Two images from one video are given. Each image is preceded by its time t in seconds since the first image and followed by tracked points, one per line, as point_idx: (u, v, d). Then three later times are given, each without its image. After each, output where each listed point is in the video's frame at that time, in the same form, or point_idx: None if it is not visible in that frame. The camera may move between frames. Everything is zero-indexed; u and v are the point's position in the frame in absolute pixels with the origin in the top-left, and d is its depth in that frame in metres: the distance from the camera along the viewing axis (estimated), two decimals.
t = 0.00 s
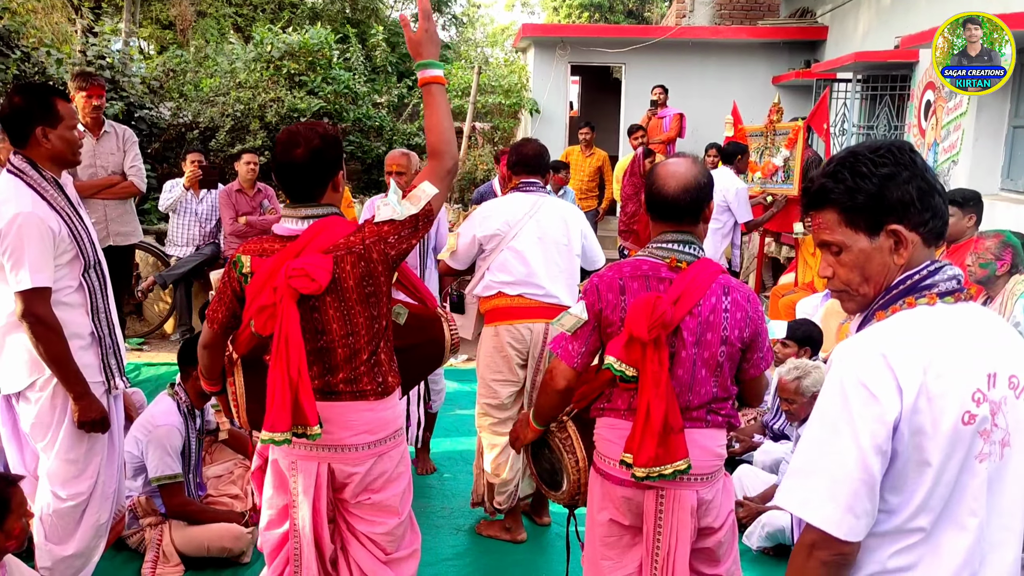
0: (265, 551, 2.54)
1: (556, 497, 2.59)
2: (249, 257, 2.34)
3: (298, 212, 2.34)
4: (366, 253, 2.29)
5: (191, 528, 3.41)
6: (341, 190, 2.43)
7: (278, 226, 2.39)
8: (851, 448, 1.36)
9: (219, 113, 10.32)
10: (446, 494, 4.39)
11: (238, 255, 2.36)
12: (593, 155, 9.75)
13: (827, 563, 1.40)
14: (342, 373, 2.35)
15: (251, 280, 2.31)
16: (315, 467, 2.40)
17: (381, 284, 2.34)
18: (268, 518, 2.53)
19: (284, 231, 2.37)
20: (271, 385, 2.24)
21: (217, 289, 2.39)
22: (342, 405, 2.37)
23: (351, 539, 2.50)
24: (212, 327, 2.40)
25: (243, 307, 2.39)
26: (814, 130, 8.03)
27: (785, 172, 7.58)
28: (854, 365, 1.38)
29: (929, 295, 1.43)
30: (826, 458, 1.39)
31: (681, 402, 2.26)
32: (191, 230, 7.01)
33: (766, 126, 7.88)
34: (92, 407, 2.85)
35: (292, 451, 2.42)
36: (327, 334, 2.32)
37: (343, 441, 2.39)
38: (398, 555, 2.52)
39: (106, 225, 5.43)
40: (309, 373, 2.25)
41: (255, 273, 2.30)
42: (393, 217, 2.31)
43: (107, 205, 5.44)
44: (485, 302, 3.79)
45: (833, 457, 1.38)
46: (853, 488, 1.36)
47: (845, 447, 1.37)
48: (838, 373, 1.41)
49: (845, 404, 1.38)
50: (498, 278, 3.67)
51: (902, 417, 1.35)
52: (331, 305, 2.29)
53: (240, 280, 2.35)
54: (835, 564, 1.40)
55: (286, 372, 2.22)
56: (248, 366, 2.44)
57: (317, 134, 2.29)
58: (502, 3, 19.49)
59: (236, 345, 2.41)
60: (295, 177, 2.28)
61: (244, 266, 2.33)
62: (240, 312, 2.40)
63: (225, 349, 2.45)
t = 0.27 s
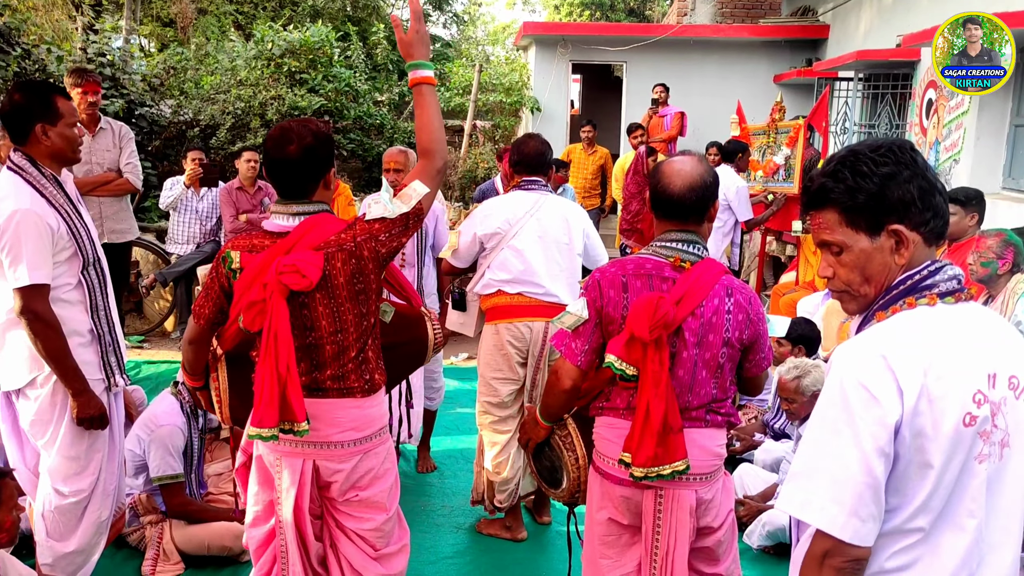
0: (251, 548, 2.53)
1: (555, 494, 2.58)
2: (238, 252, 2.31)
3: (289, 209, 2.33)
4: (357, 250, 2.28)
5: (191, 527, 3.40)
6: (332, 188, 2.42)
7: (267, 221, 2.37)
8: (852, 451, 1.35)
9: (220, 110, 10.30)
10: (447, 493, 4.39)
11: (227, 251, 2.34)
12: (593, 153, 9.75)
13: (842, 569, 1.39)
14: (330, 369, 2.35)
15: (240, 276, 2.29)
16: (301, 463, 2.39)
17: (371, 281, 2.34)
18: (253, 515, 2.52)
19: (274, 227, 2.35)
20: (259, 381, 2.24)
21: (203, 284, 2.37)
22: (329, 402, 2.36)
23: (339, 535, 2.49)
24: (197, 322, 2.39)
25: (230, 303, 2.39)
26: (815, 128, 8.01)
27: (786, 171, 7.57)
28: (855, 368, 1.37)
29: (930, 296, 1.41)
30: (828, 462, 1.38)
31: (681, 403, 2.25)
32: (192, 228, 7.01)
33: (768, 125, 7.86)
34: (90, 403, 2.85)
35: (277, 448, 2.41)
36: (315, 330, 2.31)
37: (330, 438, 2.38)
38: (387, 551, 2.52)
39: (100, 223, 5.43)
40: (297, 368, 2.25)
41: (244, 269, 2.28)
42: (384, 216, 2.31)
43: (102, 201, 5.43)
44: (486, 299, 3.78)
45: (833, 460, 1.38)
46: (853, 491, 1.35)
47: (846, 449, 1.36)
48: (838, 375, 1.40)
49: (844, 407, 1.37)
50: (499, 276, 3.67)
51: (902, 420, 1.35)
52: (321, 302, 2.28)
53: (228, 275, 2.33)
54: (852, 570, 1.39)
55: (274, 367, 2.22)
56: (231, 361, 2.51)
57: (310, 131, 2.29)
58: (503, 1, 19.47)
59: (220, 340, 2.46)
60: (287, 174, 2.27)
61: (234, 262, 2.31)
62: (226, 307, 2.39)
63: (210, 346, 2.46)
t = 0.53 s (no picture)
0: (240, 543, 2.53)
1: (550, 489, 2.58)
2: (232, 250, 2.32)
3: (284, 208, 2.32)
4: (352, 249, 2.29)
5: (191, 526, 3.40)
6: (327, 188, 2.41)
7: (261, 219, 2.36)
8: (866, 456, 1.34)
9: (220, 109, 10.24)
10: (447, 491, 4.39)
11: (220, 248, 2.34)
12: (594, 152, 9.74)
13: None
14: (321, 368, 2.35)
15: (233, 274, 2.30)
16: (290, 460, 2.38)
17: (364, 280, 2.34)
18: (241, 511, 2.51)
19: (268, 225, 2.34)
20: (251, 377, 2.22)
21: (194, 281, 2.35)
22: (319, 399, 2.36)
23: (329, 532, 2.48)
24: (186, 319, 2.37)
25: (221, 300, 2.37)
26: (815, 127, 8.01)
27: (786, 170, 7.56)
28: (865, 372, 1.36)
29: (935, 297, 1.42)
30: (842, 467, 1.37)
31: (681, 402, 2.25)
32: (192, 226, 7.02)
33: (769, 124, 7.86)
34: (91, 400, 2.85)
35: (267, 445, 2.40)
36: (307, 329, 2.31)
37: (320, 435, 2.38)
38: (378, 547, 2.52)
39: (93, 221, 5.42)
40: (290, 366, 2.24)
41: (238, 267, 2.29)
42: (379, 216, 2.32)
43: (92, 199, 5.42)
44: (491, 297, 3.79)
45: (849, 465, 1.36)
46: (871, 495, 1.34)
47: (861, 453, 1.35)
48: (846, 380, 1.39)
49: (857, 411, 1.36)
50: (502, 275, 3.67)
51: (914, 423, 1.34)
52: (314, 301, 2.28)
53: (221, 272, 2.33)
54: None
55: (267, 365, 2.21)
56: (218, 358, 2.50)
57: (307, 130, 2.28)
58: None
59: (208, 339, 2.45)
60: (283, 173, 2.26)
61: (227, 260, 2.31)
62: (217, 304, 2.37)
63: (197, 343, 2.45)
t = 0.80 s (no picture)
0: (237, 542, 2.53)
1: (549, 488, 2.60)
2: (231, 248, 2.31)
3: (284, 206, 2.32)
4: (353, 249, 2.29)
5: (190, 524, 3.40)
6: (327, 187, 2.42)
7: (260, 218, 2.37)
8: (865, 456, 1.35)
9: (221, 107, 10.29)
10: (447, 490, 4.39)
11: (219, 246, 2.33)
12: (594, 150, 9.74)
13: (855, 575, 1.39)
14: (320, 366, 2.35)
15: (232, 273, 2.30)
16: (288, 458, 2.38)
17: (363, 279, 2.35)
18: (236, 510, 2.51)
19: (268, 224, 2.35)
20: (250, 376, 2.22)
21: (191, 279, 2.35)
22: (317, 397, 2.36)
23: (325, 530, 2.48)
24: (184, 317, 2.36)
25: (218, 298, 2.37)
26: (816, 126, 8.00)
27: (786, 169, 7.55)
28: (865, 372, 1.36)
29: (940, 298, 1.42)
30: (840, 467, 1.38)
31: (683, 403, 2.25)
32: (193, 225, 7.03)
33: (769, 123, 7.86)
34: (91, 396, 2.85)
35: (263, 442, 2.40)
36: (306, 328, 2.31)
37: (318, 432, 2.38)
38: (375, 544, 2.53)
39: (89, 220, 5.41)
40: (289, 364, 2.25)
41: (237, 266, 2.29)
42: (379, 217, 2.31)
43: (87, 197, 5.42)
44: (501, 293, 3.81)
45: (847, 465, 1.37)
46: (868, 496, 1.35)
47: (859, 454, 1.36)
48: (846, 380, 1.39)
49: (857, 412, 1.36)
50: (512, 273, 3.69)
51: (915, 425, 1.34)
52: (314, 299, 2.28)
53: (220, 270, 2.33)
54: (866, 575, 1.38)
55: (266, 364, 2.21)
56: (211, 357, 2.52)
57: (309, 130, 2.28)
58: None
59: (204, 338, 2.46)
60: (285, 172, 2.27)
61: (226, 258, 2.31)
62: (214, 302, 2.37)
63: (193, 343, 2.45)
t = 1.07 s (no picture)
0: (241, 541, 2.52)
1: (552, 487, 2.60)
2: (237, 247, 2.31)
3: (290, 204, 2.32)
4: (359, 247, 2.29)
5: (192, 522, 3.40)
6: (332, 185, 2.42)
7: (265, 217, 2.37)
8: (863, 456, 1.35)
9: (221, 105, 10.31)
10: (447, 489, 4.39)
11: (224, 245, 2.33)
12: (594, 149, 9.74)
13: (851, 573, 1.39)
14: (326, 364, 2.34)
15: (238, 271, 2.29)
16: (294, 456, 2.38)
17: (370, 277, 2.35)
18: (242, 509, 2.51)
19: (274, 222, 2.35)
20: (258, 375, 2.24)
21: (196, 278, 2.33)
22: (323, 395, 2.36)
23: (330, 528, 2.47)
24: (189, 316, 2.35)
25: (224, 297, 2.36)
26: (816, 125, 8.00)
27: (785, 168, 7.55)
28: (865, 372, 1.36)
29: (941, 298, 1.42)
30: (838, 466, 1.38)
31: (690, 403, 2.24)
32: (193, 223, 7.03)
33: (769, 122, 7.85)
34: (125, 359, 2.84)
35: (268, 441, 2.39)
36: (313, 326, 2.31)
37: (324, 430, 2.38)
38: (380, 542, 2.52)
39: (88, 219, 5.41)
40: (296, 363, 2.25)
41: (244, 264, 2.28)
42: (385, 214, 2.33)
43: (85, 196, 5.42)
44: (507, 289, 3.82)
45: (845, 464, 1.37)
46: (865, 495, 1.35)
47: (856, 453, 1.36)
48: (846, 379, 1.39)
49: (855, 411, 1.36)
50: (519, 270, 3.69)
51: (913, 425, 1.34)
52: (320, 297, 2.28)
53: (226, 269, 2.32)
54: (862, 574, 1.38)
55: (274, 362, 2.22)
56: (216, 356, 2.49)
57: (315, 129, 2.29)
58: None
59: (208, 338, 2.42)
60: (290, 170, 2.27)
61: (233, 256, 2.30)
62: (219, 301, 2.36)
63: (197, 343, 2.42)
